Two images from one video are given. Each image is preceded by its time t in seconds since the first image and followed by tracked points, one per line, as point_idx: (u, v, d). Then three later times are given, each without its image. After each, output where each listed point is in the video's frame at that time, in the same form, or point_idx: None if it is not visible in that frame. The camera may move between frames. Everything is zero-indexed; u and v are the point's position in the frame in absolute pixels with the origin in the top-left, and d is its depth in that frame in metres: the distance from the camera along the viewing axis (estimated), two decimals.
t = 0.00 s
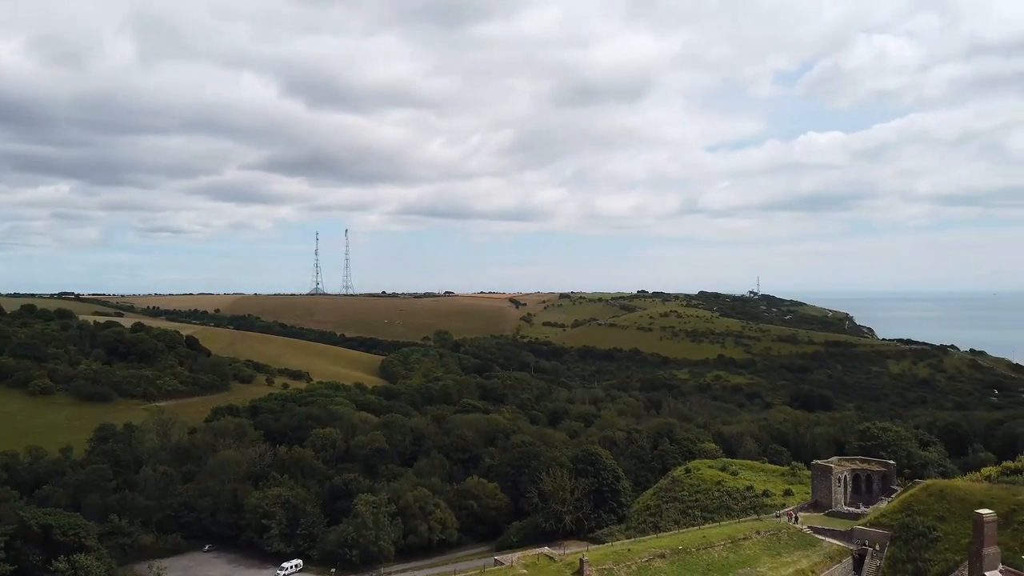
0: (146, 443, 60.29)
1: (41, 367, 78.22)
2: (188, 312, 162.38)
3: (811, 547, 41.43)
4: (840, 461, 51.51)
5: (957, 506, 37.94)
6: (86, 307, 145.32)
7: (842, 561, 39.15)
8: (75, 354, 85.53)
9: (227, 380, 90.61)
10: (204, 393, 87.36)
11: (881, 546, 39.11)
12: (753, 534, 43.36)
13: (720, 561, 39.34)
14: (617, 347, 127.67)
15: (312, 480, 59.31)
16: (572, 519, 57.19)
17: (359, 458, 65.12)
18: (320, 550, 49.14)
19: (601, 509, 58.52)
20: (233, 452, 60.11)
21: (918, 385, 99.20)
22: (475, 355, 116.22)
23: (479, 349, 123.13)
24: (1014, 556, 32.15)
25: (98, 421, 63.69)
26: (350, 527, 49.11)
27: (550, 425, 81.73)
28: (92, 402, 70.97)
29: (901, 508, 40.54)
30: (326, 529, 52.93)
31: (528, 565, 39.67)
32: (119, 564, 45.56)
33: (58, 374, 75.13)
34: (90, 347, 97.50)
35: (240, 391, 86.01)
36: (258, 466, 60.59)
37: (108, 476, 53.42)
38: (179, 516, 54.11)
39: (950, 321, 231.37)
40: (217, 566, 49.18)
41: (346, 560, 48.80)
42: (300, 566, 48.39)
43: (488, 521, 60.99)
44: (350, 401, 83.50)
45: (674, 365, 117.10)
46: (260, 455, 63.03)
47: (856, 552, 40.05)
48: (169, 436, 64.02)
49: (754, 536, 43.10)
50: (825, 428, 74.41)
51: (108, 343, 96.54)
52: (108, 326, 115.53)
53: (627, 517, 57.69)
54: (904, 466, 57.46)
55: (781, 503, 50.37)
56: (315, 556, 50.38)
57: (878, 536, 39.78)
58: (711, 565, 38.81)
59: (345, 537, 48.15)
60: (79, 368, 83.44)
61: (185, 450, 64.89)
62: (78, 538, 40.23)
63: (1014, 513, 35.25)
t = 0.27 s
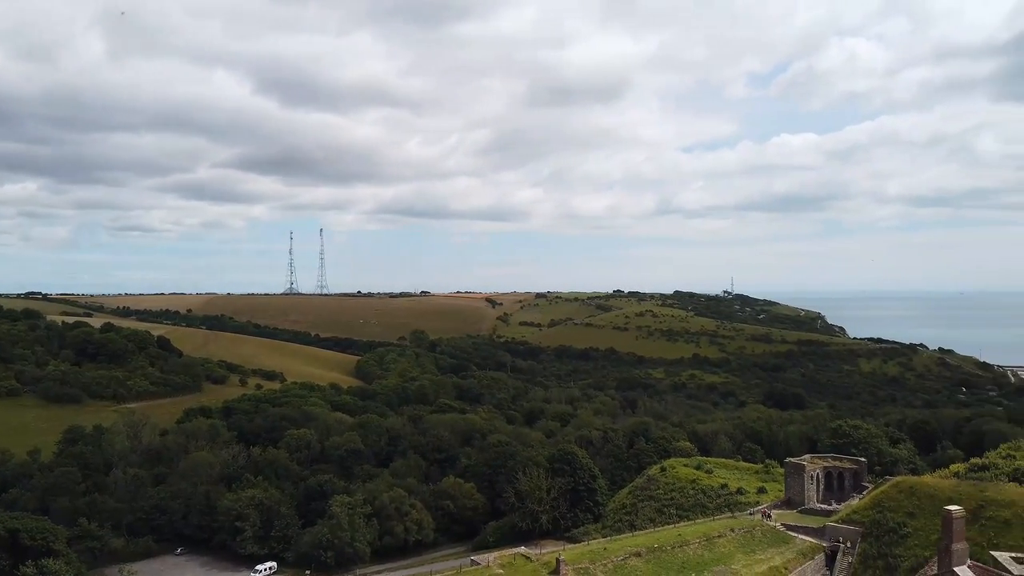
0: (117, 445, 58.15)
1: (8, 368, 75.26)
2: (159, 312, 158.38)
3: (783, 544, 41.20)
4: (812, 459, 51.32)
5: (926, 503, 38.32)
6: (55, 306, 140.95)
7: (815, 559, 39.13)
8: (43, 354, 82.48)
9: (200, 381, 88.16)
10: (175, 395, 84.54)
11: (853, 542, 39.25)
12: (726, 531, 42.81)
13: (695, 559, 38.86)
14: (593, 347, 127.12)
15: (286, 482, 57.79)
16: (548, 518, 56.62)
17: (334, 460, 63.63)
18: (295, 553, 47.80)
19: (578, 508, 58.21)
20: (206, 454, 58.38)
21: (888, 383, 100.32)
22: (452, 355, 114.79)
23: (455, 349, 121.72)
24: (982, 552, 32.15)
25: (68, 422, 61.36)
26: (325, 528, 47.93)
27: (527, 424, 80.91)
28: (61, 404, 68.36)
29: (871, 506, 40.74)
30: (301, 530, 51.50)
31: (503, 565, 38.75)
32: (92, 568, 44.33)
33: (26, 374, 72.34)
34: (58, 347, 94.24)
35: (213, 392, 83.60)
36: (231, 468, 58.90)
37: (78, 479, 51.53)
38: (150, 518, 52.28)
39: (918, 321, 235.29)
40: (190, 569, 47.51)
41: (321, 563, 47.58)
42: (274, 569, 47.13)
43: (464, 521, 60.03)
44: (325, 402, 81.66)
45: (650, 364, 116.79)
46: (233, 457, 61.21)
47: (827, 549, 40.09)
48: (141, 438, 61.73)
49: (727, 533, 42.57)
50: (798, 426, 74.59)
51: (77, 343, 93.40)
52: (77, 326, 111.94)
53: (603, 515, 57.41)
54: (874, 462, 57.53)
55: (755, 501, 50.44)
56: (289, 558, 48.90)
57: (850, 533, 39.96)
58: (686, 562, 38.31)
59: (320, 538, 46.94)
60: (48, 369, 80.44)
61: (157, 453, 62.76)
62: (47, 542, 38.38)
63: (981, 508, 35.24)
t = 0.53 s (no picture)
0: (89, 447, 56.12)
1: None
2: (131, 312, 154.61)
3: (760, 542, 40.78)
4: (788, 457, 50.97)
5: (899, 500, 38.15)
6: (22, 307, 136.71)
7: (790, 554, 38.91)
8: (10, 356, 79.63)
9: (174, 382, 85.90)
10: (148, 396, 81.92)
11: (827, 539, 39.20)
12: (704, 530, 42.09)
13: (672, 558, 37.71)
14: (571, 347, 126.63)
15: (264, 484, 56.27)
16: (527, 519, 55.96)
17: (312, 461, 61.86)
18: (271, 555, 46.39)
19: (558, 507, 58.24)
20: (181, 457, 56.64)
21: (862, 382, 101.09)
22: (430, 355, 113.31)
23: (433, 349, 120.40)
24: (953, 548, 31.93)
25: (38, 425, 59.25)
26: (302, 529, 46.67)
27: (506, 424, 80.00)
28: (30, 405, 66.00)
29: (845, 505, 40.52)
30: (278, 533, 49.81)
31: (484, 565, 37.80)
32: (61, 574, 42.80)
33: None
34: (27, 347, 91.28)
35: (188, 392, 81.24)
36: (207, 470, 57.06)
37: (49, 483, 50.49)
38: (124, 523, 51.03)
39: (890, 321, 238.58)
40: (162, 574, 45.96)
41: (298, 566, 46.39)
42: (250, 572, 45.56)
43: (443, 522, 59.16)
44: (303, 402, 80.03)
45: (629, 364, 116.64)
46: (208, 459, 59.50)
47: (801, 545, 39.95)
48: (115, 440, 59.52)
49: (705, 532, 41.81)
50: (774, 425, 74.54)
51: (47, 344, 90.59)
52: (46, 326, 108.60)
53: (582, 515, 57.29)
54: (849, 461, 57.69)
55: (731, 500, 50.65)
56: (266, 560, 47.45)
57: (824, 530, 39.93)
58: (664, 559, 37.23)
59: (297, 540, 45.57)
60: (15, 370, 77.70)
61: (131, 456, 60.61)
62: (15, 547, 37.03)
63: (954, 504, 35.02)
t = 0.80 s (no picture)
0: (66, 450, 54.78)
1: None
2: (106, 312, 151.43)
3: (740, 540, 40.77)
4: (767, 456, 51.07)
5: (877, 497, 38.50)
6: None
7: (771, 553, 38.68)
8: None
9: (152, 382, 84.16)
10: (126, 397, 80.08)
11: (807, 537, 38.85)
12: (685, 528, 42.10)
13: (654, 557, 38.01)
14: (553, 347, 126.27)
15: (244, 485, 55.14)
16: (509, 519, 55.80)
17: (292, 462, 60.35)
18: (251, 558, 45.55)
19: (539, 508, 57.07)
20: (160, 458, 55.39)
21: (840, 382, 101.74)
22: (412, 355, 112.09)
23: (415, 349, 119.35)
24: (929, 545, 32.06)
25: (12, 427, 57.70)
26: (282, 531, 45.92)
27: (488, 425, 79.25)
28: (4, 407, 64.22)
29: (824, 502, 40.19)
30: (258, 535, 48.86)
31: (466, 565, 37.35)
32: None
33: None
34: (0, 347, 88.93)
35: (166, 393, 79.46)
36: (186, 473, 55.89)
37: (23, 486, 49.07)
38: (102, 525, 49.57)
39: (868, 321, 241.17)
40: None
41: (278, 568, 45.57)
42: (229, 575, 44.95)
43: (424, 522, 58.54)
44: (283, 403, 78.77)
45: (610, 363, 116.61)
46: (187, 461, 58.28)
47: (782, 544, 39.65)
48: (94, 443, 58.30)
49: (686, 530, 41.85)
50: (754, 424, 74.63)
51: (21, 344, 88.35)
52: (19, 326, 105.88)
53: (564, 514, 56.59)
54: (828, 459, 57.98)
55: (712, 497, 50.17)
56: (245, 563, 46.57)
57: (804, 528, 39.55)
58: (645, 560, 37.38)
59: (278, 542, 44.88)
60: None
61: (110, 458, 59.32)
62: None
63: (930, 502, 35.47)
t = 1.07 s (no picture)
0: (31, 452, 52.83)
1: None
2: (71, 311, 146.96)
3: (713, 537, 40.67)
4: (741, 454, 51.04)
5: (847, 493, 38.46)
6: None
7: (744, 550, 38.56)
8: None
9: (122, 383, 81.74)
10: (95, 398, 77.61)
11: (779, 534, 38.70)
12: (659, 526, 41.98)
13: (628, 555, 37.81)
14: (529, 347, 125.66)
15: (217, 488, 53.68)
16: (484, 519, 55.11)
17: (266, 464, 59.03)
18: (223, 561, 44.21)
19: (515, 507, 56.85)
20: (130, 461, 53.65)
21: (812, 380, 102.79)
22: (387, 355, 110.76)
23: (391, 349, 117.90)
24: (898, 541, 32.27)
25: None
26: (255, 534, 44.67)
27: (464, 425, 78.45)
28: None
29: (796, 500, 39.97)
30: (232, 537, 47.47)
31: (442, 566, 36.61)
32: None
33: None
34: None
35: (137, 394, 77.23)
36: (157, 476, 54.21)
37: None
38: (69, 530, 47.80)
39: (837, 320, 245.18)
40: None
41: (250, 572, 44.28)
42: None
43: (399, 523, 57.69)
44: (256, 404, 77.06)
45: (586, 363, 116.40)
46: (158, 463, 56.63)
47: (755, 541, 39.59)
48: (61, 446, 56.35)
49: (660, 528, 41.73)
50: (727, 423, 74.90)
51: None
52: None
53: (540, 514, 56.09)
54: (800, 457, 58.30)
55: (687, 495, 50.05)
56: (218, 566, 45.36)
57: (776, 525, 39.43)
58: (620, 559, 37.15)
59: (250, 545, 43.59)
60: None
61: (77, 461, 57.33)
62: None
63: (899, 500, 35.68)
